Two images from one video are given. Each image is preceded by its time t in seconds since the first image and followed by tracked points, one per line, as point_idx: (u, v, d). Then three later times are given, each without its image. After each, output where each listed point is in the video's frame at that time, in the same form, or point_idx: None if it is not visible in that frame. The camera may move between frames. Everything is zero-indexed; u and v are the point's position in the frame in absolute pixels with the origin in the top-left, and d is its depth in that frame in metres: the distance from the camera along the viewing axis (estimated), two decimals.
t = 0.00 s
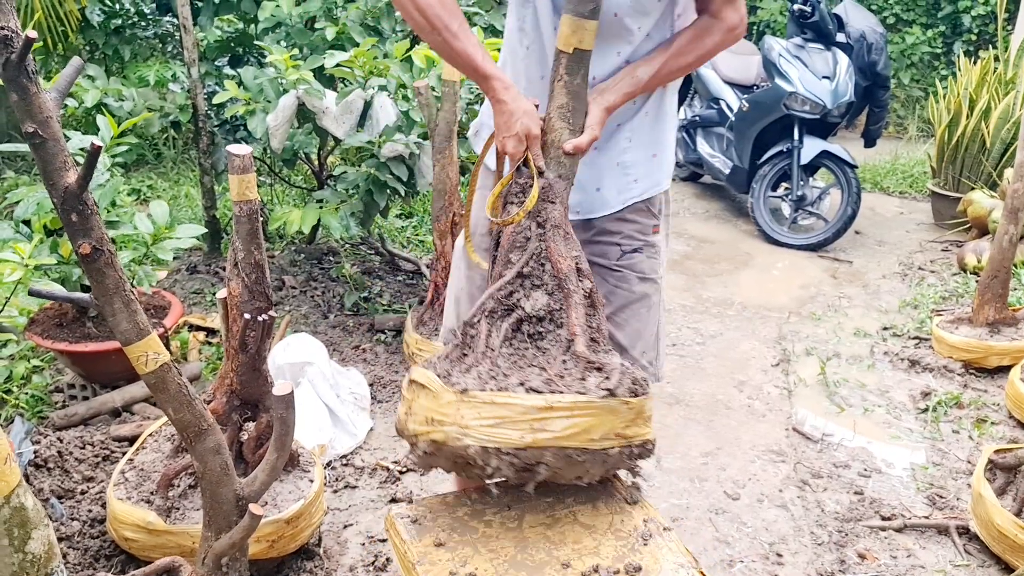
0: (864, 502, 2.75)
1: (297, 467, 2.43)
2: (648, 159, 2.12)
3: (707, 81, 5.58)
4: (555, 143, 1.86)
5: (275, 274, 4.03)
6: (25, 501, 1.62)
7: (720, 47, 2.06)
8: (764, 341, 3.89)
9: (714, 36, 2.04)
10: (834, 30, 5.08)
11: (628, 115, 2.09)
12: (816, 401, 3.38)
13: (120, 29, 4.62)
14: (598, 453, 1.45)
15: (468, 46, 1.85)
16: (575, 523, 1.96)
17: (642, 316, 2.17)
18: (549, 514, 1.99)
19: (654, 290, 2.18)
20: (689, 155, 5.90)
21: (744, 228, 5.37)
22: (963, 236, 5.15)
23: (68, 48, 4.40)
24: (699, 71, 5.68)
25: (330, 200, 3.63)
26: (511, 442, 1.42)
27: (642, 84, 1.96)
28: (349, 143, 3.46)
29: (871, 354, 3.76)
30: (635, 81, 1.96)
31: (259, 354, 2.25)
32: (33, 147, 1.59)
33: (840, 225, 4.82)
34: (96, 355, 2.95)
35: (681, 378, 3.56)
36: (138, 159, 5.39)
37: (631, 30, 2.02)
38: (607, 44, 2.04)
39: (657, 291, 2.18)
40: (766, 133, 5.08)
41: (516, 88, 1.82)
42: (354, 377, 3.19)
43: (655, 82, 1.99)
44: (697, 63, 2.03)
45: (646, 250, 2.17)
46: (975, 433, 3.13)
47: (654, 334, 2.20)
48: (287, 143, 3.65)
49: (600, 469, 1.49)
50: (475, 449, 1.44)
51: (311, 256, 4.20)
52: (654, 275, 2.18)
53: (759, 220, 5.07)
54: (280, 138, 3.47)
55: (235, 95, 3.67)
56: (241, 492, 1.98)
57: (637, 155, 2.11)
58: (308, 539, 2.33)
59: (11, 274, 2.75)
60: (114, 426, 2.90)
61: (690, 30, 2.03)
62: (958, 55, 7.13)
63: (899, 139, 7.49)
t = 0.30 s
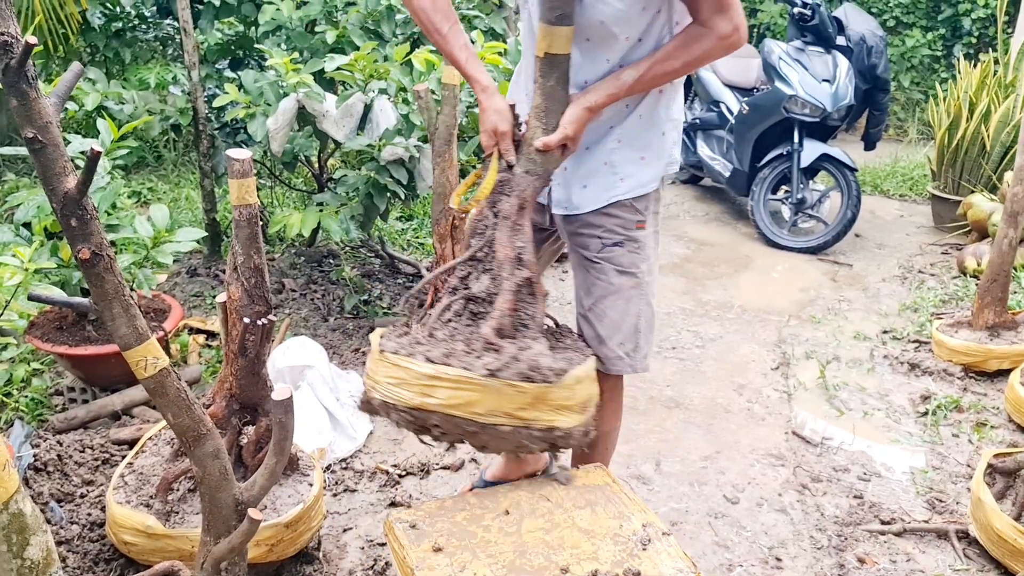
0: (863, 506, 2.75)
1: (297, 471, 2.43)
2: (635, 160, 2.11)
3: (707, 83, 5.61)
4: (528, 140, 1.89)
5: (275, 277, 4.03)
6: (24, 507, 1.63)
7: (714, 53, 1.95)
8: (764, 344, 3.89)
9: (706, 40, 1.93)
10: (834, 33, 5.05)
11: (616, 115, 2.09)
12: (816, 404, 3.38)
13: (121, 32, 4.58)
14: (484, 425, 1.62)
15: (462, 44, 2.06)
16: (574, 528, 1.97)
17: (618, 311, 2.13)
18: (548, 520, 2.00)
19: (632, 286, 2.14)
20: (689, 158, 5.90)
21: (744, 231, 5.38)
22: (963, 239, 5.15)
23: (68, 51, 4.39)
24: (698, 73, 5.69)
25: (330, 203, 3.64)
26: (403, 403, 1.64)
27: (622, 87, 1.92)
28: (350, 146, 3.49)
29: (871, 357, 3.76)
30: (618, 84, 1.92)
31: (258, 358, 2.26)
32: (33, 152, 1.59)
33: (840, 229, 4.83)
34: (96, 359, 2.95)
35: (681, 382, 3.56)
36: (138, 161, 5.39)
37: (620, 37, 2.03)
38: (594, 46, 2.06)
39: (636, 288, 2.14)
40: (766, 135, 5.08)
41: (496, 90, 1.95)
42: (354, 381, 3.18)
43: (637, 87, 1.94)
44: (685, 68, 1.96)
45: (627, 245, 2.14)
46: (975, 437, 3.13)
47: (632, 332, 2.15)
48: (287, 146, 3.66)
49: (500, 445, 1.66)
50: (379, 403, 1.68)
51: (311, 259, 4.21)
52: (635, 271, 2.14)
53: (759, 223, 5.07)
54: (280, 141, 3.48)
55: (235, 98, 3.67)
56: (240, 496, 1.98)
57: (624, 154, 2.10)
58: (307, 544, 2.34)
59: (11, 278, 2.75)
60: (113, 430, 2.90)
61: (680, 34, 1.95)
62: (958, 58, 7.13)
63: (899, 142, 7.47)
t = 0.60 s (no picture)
0: (866, 508, 2.75)
1: (299, 472, 2.44)
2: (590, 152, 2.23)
3: (710, 86, 5.62)
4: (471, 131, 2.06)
5: (278, 278, 4.03)
6: (28, 509, 1.64)
7: (602, 57, 1.93)
8: (767, 347, 3.88)
9: (593, 45, 1.93)
10: (836, 35, 5.08)
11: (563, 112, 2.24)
12: (819, 407, 3.37)
13: (123, 34, 4.61)
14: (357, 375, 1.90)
15: (438, 49, 2.27)
16: (577, 531, 1.97)
17: (550, 289, 2.22)
18: (551, 522, 2.00)
19: (567, 271, 2.22)
20: (693, 160, 5.87)
21: (746, 232, 5.38)
22: (965, 240, 5.15)
23: (71, 52, 4.39)
24: (702, 75, 5.73)
25: (333, 205, 3.64)
26: (320, 346, 1.98)
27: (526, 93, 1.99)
28: (353, 148, 3.48)
29: (873, 359, 3.75)
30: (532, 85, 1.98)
31: (261, 360, 2.27)
32: (37, 153, 1.59)
33: (842, 230, 4.83)
34: (99, 360, 2.96)
35: (683, 384, 3.56)
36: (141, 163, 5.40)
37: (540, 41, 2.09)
38: (534, 54, 2.21)
39: (572, 272, 2.22)
40: (768, 137, 5.08)
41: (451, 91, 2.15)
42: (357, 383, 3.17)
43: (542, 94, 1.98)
44: (582, 74, 1.95)
45: (573, 230, 2.22)
46: (978, 439, 3.13)
47: (559, 315, 2.22)
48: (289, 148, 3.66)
49: (394, 402, 1.90)
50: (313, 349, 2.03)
51: (313, 260, 4.22)
52: (575, 257, 2.22)
53: (762, 225, 5.06)
54: (283, 142, 3.48)
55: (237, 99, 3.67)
56: (243, 498, 1.98)
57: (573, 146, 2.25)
58: (310, 545, 2.34)
59: (15, 279, 2.76)
60: (116, 431, 2.90)
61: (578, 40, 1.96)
62: (960, 60, 7.12)
63: (901, 143, 7.55)
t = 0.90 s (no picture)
0: (867, 507, 2.75)
1: (301, 469, 2.46)
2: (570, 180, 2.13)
3: (710, 87, 5.64)
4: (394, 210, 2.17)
5: (279, 278, 4.04)
6: (28, 502, 1.65)
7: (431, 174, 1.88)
8: (767, 346, 3.89)
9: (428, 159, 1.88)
10: (836, 36, 5.10)
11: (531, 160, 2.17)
12: (820, 406, 3.38)
13: (126, 34, 4.63)
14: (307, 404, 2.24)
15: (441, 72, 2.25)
16: (578, 527, 1.98)
17: (502, 295, 2.15)
18: (552, 518, 2.01)
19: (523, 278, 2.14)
20: (693, 161, 5.87)
21: (747, 233, 5.38)
22: (966, 241, 5.15)
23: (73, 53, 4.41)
24: (703, 76, 5.74)
25: (334, 205, 3.65)
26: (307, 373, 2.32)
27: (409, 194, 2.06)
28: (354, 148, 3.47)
29: (874, 359, 3.76)
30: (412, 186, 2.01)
31: (263, 357, 2.28)
32: (39, 149, 1.60)
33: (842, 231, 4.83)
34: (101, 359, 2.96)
35: (684, 383, 3.56)
36: (143, 164, 5.42)
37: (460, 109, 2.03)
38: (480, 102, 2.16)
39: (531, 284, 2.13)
40: (768, 138, 5.09)
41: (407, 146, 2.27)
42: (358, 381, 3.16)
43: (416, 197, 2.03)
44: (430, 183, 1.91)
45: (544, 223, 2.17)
46: (979, 439, 3.13)
47: (506, 320, 2.13)
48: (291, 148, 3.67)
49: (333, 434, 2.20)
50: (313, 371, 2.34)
51: (315, 260, 4.22)
52: (534, 269, 2.13)
53: (763, 226, 5.06)
54: (284, 142, 3.48)
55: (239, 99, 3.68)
56: (244, 494, 1.99)
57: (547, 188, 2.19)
58: (310, 543, 2.34)
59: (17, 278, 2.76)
60: (118, 429, 2.90)
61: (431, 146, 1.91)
62: (960, 62, 7.14)
63: (902, 145, 7.58)
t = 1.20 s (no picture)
0: (868, 507, 2.75)
1: (302, 469, 2.46)
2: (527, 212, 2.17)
3: (711, 87, 5.64)
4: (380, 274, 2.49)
5: (281, 278, 4.04)
6: (30, 501, 1.66)
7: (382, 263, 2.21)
8: (769, 346, 3.88)
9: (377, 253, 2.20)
10: (838, 37, 5.09)
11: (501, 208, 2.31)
12: (821, 406, 3.37)
13: (127, 35, 4.59)
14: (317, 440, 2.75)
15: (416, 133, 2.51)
16: (580, 527, 1.98)
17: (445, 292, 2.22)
18: (554, 518, 2.01)
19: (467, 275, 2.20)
20: (694, 161, 5.87)
21: (748, 233, 5.37)
22: (967, 242, 5.14)
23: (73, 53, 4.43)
24: (704, 77, 5.74)
25: (336, 205, 3.65)
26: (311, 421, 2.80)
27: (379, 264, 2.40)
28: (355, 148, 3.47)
29: (876, 359, 3.75)
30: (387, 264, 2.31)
31: (264, 356, 2.28)
32: (40, 148, 1.60)
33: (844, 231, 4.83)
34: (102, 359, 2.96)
35: (685, 383, 3.55)
36: (145, 165, 5.44)
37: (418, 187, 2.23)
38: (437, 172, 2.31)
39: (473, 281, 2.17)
40: (770, 138, 5.10)
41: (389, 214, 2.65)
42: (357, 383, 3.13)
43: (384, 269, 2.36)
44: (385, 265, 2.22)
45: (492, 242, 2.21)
46: (981, 439, 3.13)
47: (443, 316, 2.17)
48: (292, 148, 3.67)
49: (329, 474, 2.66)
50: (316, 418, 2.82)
51: (316, 260, 4.22)
52: (479, 270, 2.17)
53: (764, 226, 5.06)
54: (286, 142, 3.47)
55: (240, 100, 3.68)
56: (245, 494, 1.99)
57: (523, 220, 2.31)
58: (311, 543, 2.34)
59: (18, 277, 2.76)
60: (119, 429, 2.90)
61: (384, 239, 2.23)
62: (962, 62, 7.14)
63: (903, 145, 7.58)
